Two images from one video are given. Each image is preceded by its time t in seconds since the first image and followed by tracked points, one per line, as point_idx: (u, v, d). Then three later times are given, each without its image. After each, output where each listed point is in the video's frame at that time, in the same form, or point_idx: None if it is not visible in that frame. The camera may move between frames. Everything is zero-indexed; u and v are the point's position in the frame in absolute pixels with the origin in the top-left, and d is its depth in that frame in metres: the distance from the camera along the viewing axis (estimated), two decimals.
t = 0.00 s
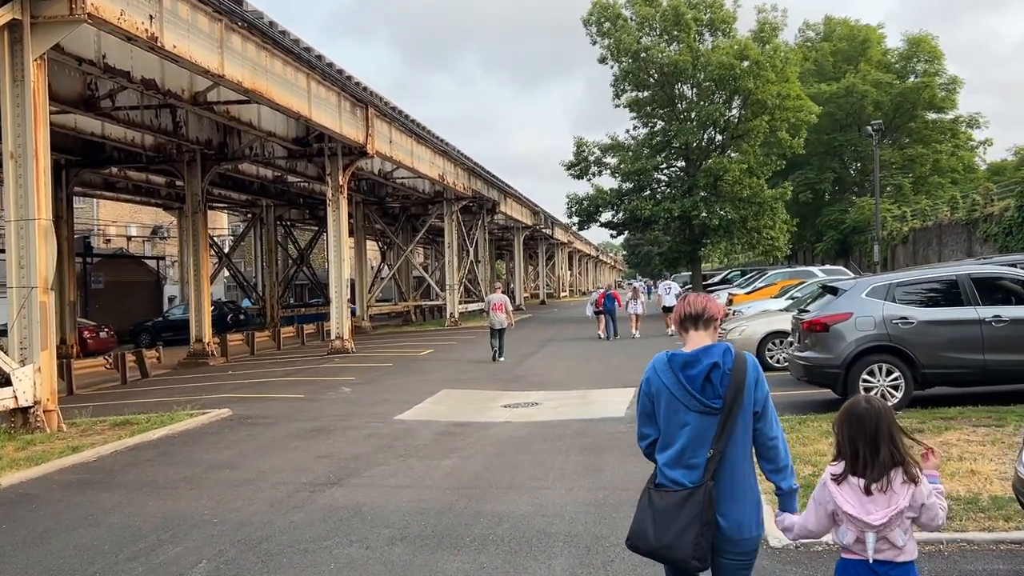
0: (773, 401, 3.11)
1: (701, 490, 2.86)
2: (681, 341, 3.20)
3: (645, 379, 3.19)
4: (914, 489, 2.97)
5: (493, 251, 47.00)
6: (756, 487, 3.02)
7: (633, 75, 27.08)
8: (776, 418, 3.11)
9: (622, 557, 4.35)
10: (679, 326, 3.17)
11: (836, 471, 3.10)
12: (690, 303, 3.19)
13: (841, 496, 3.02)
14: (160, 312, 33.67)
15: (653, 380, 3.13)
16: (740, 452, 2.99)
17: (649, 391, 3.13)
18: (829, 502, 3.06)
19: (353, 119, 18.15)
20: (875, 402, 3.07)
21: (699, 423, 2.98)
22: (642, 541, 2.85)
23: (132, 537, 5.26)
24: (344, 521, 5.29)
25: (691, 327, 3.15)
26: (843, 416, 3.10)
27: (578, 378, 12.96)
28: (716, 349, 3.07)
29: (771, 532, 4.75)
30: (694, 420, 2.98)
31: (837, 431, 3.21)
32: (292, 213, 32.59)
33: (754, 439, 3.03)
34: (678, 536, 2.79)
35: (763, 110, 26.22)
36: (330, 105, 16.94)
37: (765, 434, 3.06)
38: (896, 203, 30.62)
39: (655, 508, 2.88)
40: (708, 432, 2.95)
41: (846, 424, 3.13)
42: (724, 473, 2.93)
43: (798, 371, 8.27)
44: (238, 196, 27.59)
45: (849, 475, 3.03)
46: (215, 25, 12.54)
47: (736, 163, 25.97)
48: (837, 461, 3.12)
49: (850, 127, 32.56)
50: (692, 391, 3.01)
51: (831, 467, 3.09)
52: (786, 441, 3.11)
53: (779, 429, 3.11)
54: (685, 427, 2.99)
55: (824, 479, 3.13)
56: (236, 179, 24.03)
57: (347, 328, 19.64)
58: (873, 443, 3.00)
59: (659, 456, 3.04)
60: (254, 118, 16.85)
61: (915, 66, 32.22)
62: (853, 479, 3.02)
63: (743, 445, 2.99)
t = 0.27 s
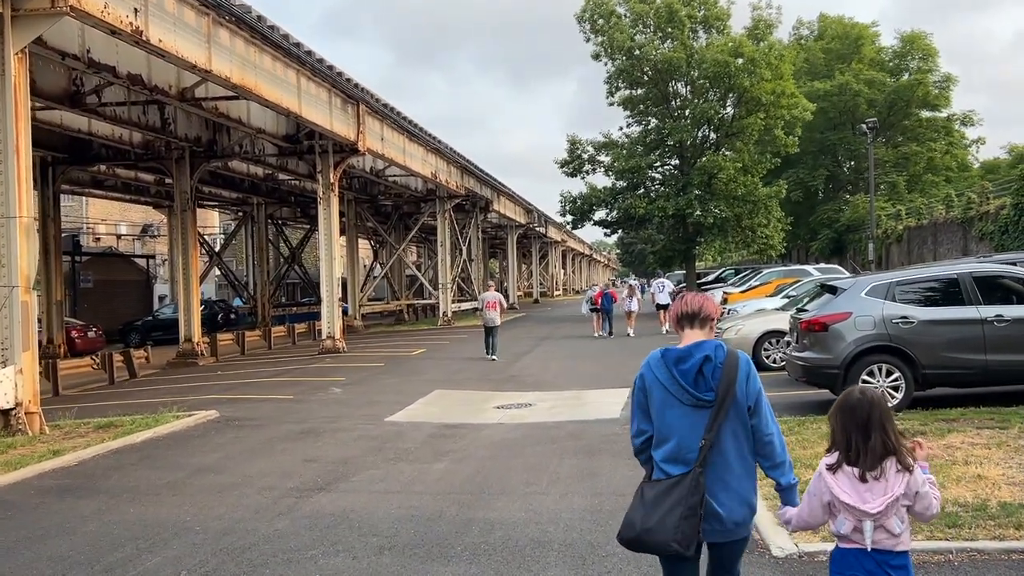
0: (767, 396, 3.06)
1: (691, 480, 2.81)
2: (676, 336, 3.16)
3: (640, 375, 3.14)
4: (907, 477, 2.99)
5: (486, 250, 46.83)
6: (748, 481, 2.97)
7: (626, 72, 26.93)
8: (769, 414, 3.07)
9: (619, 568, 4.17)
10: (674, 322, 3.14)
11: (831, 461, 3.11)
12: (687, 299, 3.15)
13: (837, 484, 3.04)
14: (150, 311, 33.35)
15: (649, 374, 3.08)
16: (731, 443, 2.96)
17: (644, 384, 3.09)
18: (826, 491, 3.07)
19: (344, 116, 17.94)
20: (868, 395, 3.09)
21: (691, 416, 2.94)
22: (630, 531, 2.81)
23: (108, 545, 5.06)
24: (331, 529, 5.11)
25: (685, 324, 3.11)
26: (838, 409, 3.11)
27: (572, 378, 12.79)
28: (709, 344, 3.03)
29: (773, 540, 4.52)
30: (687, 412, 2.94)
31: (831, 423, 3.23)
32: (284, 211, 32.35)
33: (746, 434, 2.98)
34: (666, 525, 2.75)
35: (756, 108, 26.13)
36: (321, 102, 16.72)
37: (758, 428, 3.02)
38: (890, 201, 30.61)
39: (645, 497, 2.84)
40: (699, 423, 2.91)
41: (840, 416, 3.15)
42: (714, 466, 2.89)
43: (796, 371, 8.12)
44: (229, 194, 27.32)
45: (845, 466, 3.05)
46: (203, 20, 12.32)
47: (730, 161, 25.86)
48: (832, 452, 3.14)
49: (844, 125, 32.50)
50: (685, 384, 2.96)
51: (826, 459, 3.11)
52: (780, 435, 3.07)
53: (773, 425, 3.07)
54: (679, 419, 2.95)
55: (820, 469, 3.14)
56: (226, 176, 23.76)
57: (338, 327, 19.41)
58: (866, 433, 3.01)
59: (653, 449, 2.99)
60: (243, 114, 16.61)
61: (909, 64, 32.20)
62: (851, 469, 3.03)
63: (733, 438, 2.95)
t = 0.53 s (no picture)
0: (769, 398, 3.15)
1: (711, 480, 2.85)
2: (686, 334, 3.19)
3: (650, 371, 3.16)
4: (904, 478, 2.98)
5: (479, 247, 46.63)
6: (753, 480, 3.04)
7: (618, 69, 26.75)
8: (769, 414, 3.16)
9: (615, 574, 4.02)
10: (686, 318, 3.17)
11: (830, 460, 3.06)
12: (698, 298, 3.19)
13: (837, 484, 3.00)
14: (140, 309, 33.04)
15: (661, 371, 3.11)
16: (741, 443, 3.02)
17: (656, 380, 3.11)
18: (825, 491, 3.02)
19: (334, 112, 17.73)
20: (867, 397, 3.05)
21: (706, 414, 2.98)
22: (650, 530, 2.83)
23: (82, 551, 4.86)
24: (314, 534, 4.92)
25: (698, 322, 3.15)
26: (840, 409, 3.05)
27: (565, 377, 12.63)
28: (722, 344, 3.08)
29: (774, 547, 4.34)
30: (704, 411, 2.97)
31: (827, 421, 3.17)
32: (275, 209, 32.09)
33: (753, 433, 3.04)
34: (690, 525, 2.78)
35: (750, 105, 25.99)
36: (311, 98, 16.50)
37: (761, 428, 3.10)
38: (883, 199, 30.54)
39: (665, 495, 2.85)
40: (715, 423, 2.95)
41: (837, 416, 3.10)
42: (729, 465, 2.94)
43: (793, 369, 7.97)
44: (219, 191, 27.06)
45: (845, 466, 3.00)
46: (190, 13, 12.09)
47: (724, 159, 25.72)
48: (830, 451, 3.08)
49: (837, 123, 32.42)
50: (702, 383, 3.00)
51: (824, 458, 3.06)
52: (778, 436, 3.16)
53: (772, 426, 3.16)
54: (694, 418, 2.98)
55: (817, 470, 3.08)
56: (215, 173, 23.50)
57: (329, 326, 19.21)
58: (868, 435, 2.97)
59: (664, 445, 3.01)
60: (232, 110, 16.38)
61: (902, 61, 32.11)
62: (851, 469, 2.99)
63: (744, 438, 3.01)
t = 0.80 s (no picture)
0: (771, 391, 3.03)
1: (705, 479, 2.77)
2: (682, 330, 3.09)
3: (647, 367, 3.07)
4: (895, 477, 2.96)
5: (472, 245, 46.42)
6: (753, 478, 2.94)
7: (612, 65, 26.55)
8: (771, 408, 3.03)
9: None
10: (681, 314, 3.07)
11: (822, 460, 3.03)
12: (694, 291, 3.08)
13: (830, 484, 2.97)
14: (130, 309, 32.73)
15: (657, 367, 3.02)
16: (741, 441, 2.91)
17: (653, 376, 3.03)
18: (818, 490, 2.99)
19: (325, 108, 17.47)
20: (858, 397, 3.03)
21: (702, 412, 2.89)
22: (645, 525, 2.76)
23: (51, 564, 4.63)
24: (295, 545, 4.70)
25: (694, 317, 3.05)
26: (832, 408, 3.03)
27: (558, 377, 12.45)
28: (720, 340, 2.97)
29: (775, 559, 4.13)
30: (700, 409, 2.88)
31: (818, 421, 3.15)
32: (266, 207, 31.81)
33: (753, 430, 2.93)
34: (682, 522, 2.70)
35: (745, 103, 25.84)
36: (301, 94, 16.24)
37: (763, 423, 2.97)
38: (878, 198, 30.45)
39: (658, 494, 2.78)
40: (712, 421, 2.85)
41: (829, 416, 3.08)
42: (726, 463, 2.85)
43: (791, 371, 7.79)
44: (209, 189, 26.77)
45: (838, 465, 2.97)
46: (175, 7, 11.83)
47: (719, 157, 25.55)
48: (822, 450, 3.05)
49: (832, 121, 32.31)
50: (697, 380, 2.90)
51: (816, 458, 3.03)
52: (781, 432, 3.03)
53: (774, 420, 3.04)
54: (689, 415, 2.90)
55: (809, 469, 3.05)
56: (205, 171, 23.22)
57: (320, 325, 18.98)
58: (861, 433, 2.95)
59: (660, 443, 2.93)
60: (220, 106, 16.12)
61: (897, 59, 32.02)
62: (843, 468, 2.96)
63: (743, 434, 2.90)
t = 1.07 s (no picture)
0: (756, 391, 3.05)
1: (690, 481, 2.79)
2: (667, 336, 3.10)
3: (633, 374, 3.09)
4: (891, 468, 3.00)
5: (467, 244, 46.22)
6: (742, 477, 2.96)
7: (608, 63, 26.37)
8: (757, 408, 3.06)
9: None
10: (665, 320, 3.08)
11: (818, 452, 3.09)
12: (677, 297, 3.09)
13: (825, 474, 3.02)
14: (121, 308, 32.41)
15: (643, 373, 3.04)
16: (728, 441, 2.93)
17: (639, 383, 3.04)
18: (813, 481, 3.04)
19: (317, 105, 17.26)
20: (853, 389, 3.10)
21: (687, 416, 2.90)
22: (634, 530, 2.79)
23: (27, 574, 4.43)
24: (282, 553, 4.52)
25: (677, 323, 3.06)
26: (826, 402, 3.10)
27: (553, 377, 12.28)
28: (703, 344, 2.98)
29: (784, 568, 3.96)
30: (684, 413, 2.90)
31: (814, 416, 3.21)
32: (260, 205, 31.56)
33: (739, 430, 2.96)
34: (669, 524, 2.72)
35: (742, 101, 25.69)
36: (293, 89, 16.03)
37: (749, 423, 2.99)
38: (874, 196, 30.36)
39: (645, 498, 2.81)
40: (697, 425, 2.87)
41: (824, 410, 3.14)
42: (713, 465, 2.86)
43: (792, 371, 7.63)
44: (201, 187, 26.50)
45: (833, 455, 3.03)
46: None
47: (716, 155, 25.39)
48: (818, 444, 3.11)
49: (828, 120, 32.20)
50: (682, 385, 2.91)
51: (811, 451, 3.09)
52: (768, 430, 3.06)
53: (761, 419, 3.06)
54: (674, 420, 2.91)
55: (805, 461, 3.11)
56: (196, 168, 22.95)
57: (312, 324, 18.76)
58: (855, 424, 3.01)
59: (648, 448, 2.95)
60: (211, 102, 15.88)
61: (892, 57, 31.93)
62: (837, 458, 3.02)
63: (728, 437, 2.92)
